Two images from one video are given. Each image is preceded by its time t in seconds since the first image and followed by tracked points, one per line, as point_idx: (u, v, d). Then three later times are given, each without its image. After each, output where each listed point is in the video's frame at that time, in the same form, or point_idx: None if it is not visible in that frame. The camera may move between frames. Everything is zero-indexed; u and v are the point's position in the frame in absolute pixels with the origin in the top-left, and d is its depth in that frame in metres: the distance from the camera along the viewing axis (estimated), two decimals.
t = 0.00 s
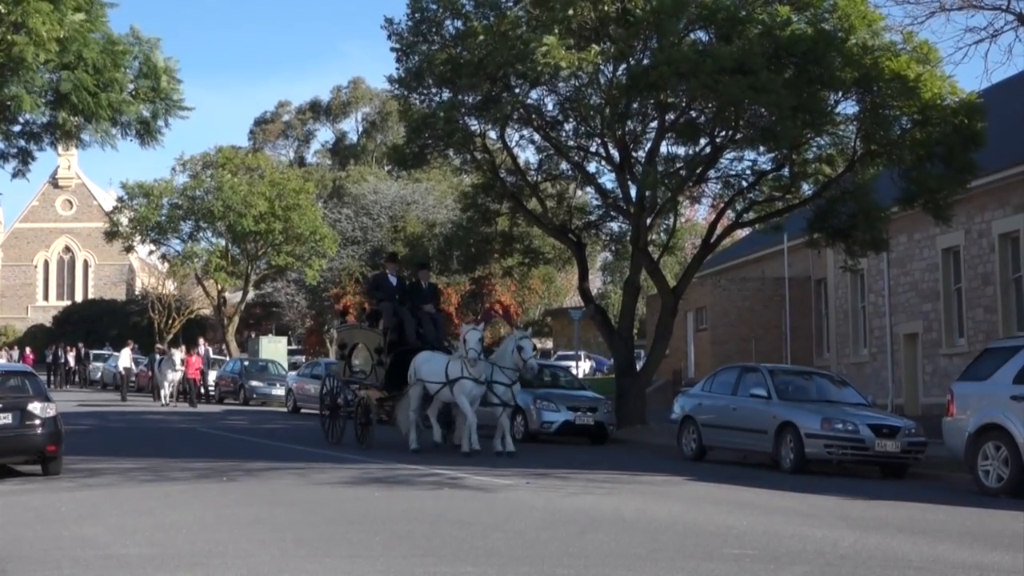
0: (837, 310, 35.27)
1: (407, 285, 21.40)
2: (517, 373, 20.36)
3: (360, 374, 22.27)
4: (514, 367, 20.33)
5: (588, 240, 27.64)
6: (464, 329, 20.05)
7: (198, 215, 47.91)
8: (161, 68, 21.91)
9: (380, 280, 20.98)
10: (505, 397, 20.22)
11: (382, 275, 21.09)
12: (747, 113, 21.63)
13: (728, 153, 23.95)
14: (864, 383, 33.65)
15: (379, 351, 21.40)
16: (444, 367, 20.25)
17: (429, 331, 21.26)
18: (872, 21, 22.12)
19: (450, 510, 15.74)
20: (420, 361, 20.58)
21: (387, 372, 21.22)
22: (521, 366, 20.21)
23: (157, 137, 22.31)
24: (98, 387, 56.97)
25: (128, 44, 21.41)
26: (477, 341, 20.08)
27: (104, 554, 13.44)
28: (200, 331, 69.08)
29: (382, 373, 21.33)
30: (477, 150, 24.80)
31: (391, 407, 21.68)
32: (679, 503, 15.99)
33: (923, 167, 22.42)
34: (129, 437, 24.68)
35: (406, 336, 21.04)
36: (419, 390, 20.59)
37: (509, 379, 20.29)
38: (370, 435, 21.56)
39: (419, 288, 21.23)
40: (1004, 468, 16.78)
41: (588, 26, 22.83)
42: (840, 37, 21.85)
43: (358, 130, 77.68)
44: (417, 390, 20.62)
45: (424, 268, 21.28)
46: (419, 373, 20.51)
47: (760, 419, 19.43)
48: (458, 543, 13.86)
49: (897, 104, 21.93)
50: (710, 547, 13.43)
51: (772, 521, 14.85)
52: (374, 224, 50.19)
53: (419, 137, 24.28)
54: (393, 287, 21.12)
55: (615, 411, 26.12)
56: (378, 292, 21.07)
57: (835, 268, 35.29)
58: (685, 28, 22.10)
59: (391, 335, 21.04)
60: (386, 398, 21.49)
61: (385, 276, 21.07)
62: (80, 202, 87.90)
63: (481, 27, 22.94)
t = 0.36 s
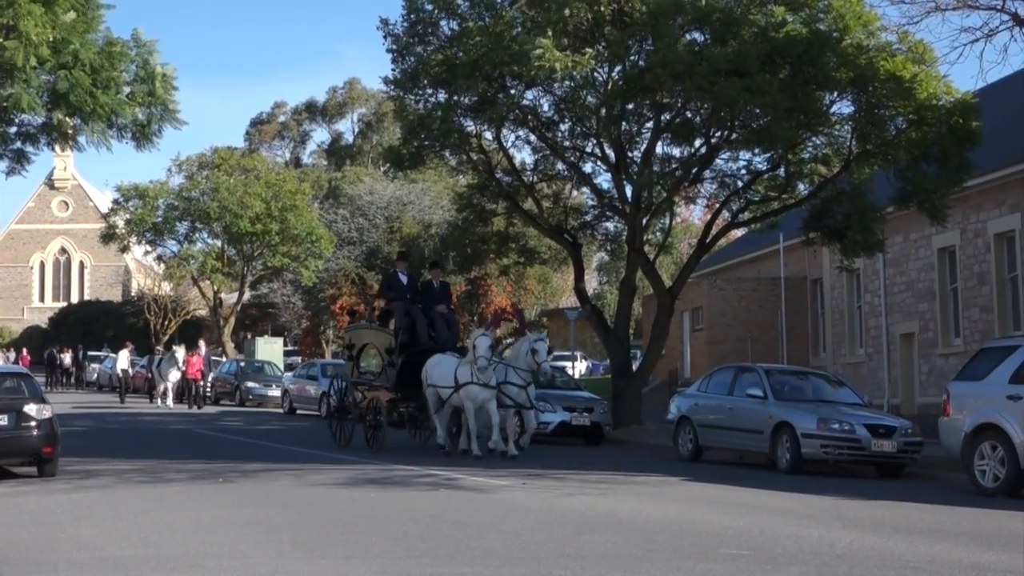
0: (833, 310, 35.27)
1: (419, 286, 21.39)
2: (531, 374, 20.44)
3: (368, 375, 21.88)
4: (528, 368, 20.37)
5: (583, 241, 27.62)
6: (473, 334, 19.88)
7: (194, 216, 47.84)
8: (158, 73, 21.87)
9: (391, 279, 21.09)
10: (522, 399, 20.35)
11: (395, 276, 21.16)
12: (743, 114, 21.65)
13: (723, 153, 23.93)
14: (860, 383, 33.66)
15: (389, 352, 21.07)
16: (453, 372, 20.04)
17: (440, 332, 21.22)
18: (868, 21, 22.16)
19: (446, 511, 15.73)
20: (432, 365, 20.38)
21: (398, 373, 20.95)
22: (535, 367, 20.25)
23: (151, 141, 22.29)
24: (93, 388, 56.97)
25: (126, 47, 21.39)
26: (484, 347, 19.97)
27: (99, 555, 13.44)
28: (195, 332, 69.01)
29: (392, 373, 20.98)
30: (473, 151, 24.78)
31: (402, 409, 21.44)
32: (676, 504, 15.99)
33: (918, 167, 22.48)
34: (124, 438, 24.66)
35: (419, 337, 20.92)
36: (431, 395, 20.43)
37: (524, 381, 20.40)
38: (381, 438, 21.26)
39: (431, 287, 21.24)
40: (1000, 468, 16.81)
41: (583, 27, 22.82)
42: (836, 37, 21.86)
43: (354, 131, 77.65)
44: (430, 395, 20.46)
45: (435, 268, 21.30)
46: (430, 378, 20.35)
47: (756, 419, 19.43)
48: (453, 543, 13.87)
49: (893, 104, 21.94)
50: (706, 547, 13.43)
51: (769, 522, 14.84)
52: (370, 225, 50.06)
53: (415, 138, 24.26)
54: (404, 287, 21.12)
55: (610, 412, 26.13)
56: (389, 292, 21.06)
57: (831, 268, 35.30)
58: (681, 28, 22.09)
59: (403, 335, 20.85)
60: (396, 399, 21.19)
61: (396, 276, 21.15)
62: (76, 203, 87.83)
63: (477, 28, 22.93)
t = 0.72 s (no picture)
0: (827, 311, 35.30)
1: (429, 285, 21.28)
2: (549, 373, 19.91)
3: (377, 376, 21.77)
4: (544, 367, 19.93)
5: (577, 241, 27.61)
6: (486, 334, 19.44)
7: (188, 218, 47.79)
8: (152, 72, 21.90)
9: (398, 277, 20.91)
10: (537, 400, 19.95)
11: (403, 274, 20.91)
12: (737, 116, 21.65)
13: (717, 153, 23.92)
14: (854, 384, 33.69)
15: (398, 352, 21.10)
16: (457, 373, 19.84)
17: (449, 331, 21.04)
18: (861, 22, 22.18)
19: (440, 512, 15.73)
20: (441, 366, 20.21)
21: (406, 373, 20.91)
22: (548, 363, 19.72)
23: (146, 141, 22.30)
24: (87, 389, 56.92)
25: (120, 47, 21.40)
26: (503, 349, 19.50)
27: (93, 557, 13.43)
28: (190, 333, 68.95)
29: (401, 374, 20.97)
30: (467, 151, 24.78)
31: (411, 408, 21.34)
32: (670, 505, 16.00)
33: (912, 168, 22.49)
34: (119, 438, 24.63)
35: (427, 337, 20.71)
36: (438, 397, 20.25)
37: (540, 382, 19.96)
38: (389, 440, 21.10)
39: (439, 285, 21.10)
40: (994, 468, 16.85)
41: (577, 29, 22.81)
42: (829, 38, 21.86)
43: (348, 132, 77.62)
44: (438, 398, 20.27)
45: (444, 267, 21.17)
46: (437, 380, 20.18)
47: (750, 420, 19.44)
48: (447, 544, 13.88)
49: (886, 105, 21.95)
50: (700, 548, 13.45)
51: (763, 522, 14.86)
52: (364, 226, 49.88)
53: (409, 139, 24.25)
54: (413, 286, 20.97)
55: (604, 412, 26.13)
56: (397, 291, 20.91)
57: (825, 269, 35.33)
58: (675, 29, 22.12)
59: (411, 335, 20.74)
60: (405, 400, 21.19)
61: (405, 276, 21.01)
62: (70, 204, 87.77)
63: (471, 28, 22.94)
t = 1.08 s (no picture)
0: (818, 312, 35.34)
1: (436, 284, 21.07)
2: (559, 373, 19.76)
3: (380, 377, 21.89)
4: (554, 366, 19.75)
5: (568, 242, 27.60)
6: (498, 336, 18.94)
7: (179, 218, 47.70)
8: (141, 70, 21.87)
9: (404, 277, 20.90)
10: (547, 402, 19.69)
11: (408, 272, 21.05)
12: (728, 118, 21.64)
13: (708, 154, 23.92)
14: (844, 385, 33.72)
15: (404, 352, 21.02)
16: (464, 373, 19.71)
17: (456, 331, 20.77)
18: (851, 24, 22.22)
19: (430, 513, 15.72)
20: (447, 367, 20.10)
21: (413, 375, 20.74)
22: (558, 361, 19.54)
23: (136, 139, 22.27)
24: (77, 390, 56.80)
25: (109, 46, 21.39)
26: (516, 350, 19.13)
27: (83, 557, 13.42)
28: (180, 335, 68.85)
29: (407, 376, 20.84)
30: (458, 152, 24.76)
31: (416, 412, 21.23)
32: (661, 505, 16.00)
33: (902, 170, 22.50)
34: (109, 440, 24.58)
35: (433, 337, 20.53)
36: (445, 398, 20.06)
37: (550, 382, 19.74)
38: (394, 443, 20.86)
39: (445, 285, 20.79)
40: (983, 469, 16.89)
41: (569, 30, 22.80)
42: (820, 40, 21.88)
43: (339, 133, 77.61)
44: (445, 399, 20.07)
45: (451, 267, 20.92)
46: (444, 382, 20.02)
47: (740, 421, 19.46)
48: (437, 544, 13.89)
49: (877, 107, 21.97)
50: (690, 548, 13.46)
51: (753, 523, 14.87)
52: (355, 228, 49.96)
53: (400, 139, 24.23)
54: (419, 285, 20.92)
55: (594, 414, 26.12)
56: (403, 291, 20.87)
57: (815, 270, 35.37)
58: (666, 31, 22.17)
59: (417, 335, 20.57)
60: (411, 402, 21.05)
61: (411, 275, 20.99)
62: (60, 205, 87.62)
63: (463, 30, 22.96)
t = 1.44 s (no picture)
0: (807, 314, 35.37)
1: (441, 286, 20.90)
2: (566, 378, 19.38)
3: (382, 378, 21.75)
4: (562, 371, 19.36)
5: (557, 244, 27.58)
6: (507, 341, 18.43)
7: (168, 219, 47.62)
8: (129, 70, 21.81)
9: (409, 276, 20.69)
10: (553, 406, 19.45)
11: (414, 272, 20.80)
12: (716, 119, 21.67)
13: (696, 157, 23.92)
14: (833, 387, 33.76)
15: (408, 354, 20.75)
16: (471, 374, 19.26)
17: (461, 332, 20.56)
18: (839, 26, 22.27)
19: (418, 515, 15.70)
20: (452, 369, 19.68)
21: (416, 377, 20.52)
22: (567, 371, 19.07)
23: (125, 139, 22.20)
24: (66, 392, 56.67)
25: (97, 47, 21.37)
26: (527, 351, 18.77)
27: (69, 559, 13.37)
28: (169, 336, 68.73)
29: (411, 378, 20.60)
30: (447, 154, 24.74)
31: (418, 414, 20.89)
32: (648, 507, 15.99)
33: (891, 172, 22.50)
34: (97, 441, 24.52)
35: (438, 337, 20.33)
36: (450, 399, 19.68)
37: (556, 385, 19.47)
38: (397, 446, 20.48)
39: (451, 285, 20.55)
40: (970, 471, 16.91)
41: (557, 31, 22.80)
42: (809, 43, 21.90)
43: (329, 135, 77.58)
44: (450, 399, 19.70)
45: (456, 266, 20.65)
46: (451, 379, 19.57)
47: (728, 423, 19.47)
48: (425, 546, 13.86)
49: (865, 109, 21.99)
50: (677, 551, 13.46)
51: (740, 525, 14.88)
52: (345, 229, 49.94)
53: (390, 141, 24.20)
54: (423, 285, 20.71)
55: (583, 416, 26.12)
56: (407, 292, 20.63)
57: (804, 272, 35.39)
58: (656, 33, 22.22)
59: (421, 336, 20.35)
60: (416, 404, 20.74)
61: (415, 275, 20.74)
62: (49, 206, 87.46)
63: (451, 32, 22.94)
